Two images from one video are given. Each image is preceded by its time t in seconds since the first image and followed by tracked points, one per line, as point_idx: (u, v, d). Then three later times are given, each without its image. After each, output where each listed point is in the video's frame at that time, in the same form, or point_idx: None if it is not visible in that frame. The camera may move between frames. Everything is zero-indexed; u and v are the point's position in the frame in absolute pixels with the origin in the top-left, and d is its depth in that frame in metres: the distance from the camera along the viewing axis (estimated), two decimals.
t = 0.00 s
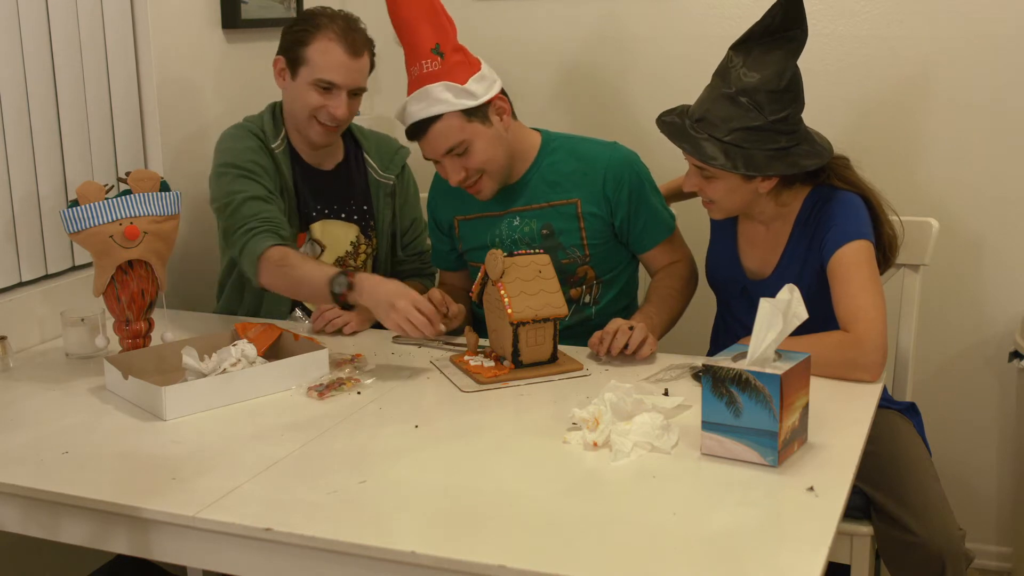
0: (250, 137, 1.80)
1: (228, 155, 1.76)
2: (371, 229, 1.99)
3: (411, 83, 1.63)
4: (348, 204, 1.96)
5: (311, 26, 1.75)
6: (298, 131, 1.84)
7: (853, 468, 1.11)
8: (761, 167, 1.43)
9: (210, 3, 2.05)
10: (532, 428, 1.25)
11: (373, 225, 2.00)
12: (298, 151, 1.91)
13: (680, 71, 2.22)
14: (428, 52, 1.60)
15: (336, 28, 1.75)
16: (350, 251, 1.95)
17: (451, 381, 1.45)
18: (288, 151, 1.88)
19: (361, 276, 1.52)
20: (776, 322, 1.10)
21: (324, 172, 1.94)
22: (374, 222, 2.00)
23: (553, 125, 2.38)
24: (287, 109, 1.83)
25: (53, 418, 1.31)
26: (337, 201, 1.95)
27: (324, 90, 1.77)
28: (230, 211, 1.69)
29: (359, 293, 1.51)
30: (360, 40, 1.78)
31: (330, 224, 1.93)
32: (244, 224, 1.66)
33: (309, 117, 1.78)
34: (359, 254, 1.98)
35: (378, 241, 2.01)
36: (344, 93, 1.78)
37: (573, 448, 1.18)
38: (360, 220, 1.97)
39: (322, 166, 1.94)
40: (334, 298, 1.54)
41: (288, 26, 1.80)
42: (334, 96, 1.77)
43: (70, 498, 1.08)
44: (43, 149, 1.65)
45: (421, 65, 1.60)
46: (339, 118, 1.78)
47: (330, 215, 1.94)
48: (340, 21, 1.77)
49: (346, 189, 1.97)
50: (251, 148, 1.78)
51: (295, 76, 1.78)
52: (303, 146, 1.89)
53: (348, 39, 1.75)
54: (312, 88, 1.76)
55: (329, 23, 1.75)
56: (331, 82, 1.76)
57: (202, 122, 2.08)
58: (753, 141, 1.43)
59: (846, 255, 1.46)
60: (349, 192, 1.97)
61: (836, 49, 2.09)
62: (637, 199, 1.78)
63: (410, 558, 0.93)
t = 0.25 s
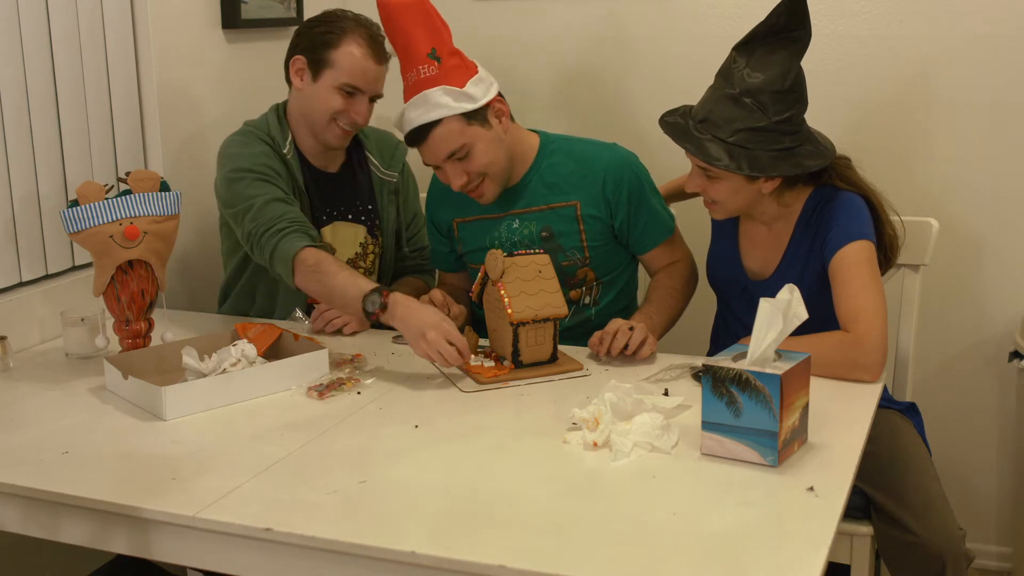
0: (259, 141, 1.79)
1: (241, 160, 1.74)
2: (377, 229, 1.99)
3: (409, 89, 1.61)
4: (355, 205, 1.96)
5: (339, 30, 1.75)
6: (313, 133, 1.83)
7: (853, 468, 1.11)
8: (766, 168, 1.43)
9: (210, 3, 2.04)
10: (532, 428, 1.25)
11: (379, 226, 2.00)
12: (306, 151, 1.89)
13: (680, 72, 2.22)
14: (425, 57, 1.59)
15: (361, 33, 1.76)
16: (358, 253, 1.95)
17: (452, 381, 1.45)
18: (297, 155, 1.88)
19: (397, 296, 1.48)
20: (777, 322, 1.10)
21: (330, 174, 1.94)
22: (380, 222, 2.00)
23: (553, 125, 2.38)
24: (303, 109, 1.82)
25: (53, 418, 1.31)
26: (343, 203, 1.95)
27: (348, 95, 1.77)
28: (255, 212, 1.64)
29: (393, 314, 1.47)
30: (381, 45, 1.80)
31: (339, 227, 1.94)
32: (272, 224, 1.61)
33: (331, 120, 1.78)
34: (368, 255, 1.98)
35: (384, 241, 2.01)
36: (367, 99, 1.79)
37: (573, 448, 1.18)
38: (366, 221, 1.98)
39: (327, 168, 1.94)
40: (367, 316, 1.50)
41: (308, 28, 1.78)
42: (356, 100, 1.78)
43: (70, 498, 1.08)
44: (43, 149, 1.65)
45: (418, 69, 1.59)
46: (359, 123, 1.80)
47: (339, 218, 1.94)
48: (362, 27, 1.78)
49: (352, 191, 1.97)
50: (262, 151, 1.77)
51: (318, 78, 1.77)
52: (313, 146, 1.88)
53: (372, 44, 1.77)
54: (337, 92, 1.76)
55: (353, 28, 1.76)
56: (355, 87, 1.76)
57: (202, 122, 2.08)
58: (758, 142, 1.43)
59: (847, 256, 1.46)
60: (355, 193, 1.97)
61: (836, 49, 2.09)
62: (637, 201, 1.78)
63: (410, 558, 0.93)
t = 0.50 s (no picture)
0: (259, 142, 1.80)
1: (242, 161, 1.74)
2: (378, 230, 1.99)
3: (406, 93, 1.62)
4: (355, 206, 1.96)
5: (346, 32, 1.75)
6: (317, 134, 1.83)
7: (853, 468, 1.11)
8: (766, 169, 1.43)
9: (210, 3, 2.04)
10: (532, 428, 1.25)
11: (380, 227, 2.00)
12: (308, 154, 1.89)
13: (680, 72, 2.22)
14: (422, 62, 1.59)
15: (368, 35, 1.77)
16: (359, 255, 1.95)
17: (451, 381, 1.45)
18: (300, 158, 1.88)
19: (406, 297, 1.48)
20: (777, 322, 1.10)
21: (331, 176, 1.94)
22: (381, 224, 2.00)
23: (553, 125, 2.38)
24: (307, 111, 1.81)
25: (52, 418, 1.31)
26: (344, 205, 1.95)
27: (354, 97, 1.78)
28: (259, 213, 1.64)
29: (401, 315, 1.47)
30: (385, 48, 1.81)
31: (340, 230, 1.94)
32: (277, 224, 1.61)
33: (337, 121, 1.79)
34: (370, 257, 1.98)
35: (385, 242, 2.01)
36: (372, 100, 1.80)
37: (573, 448, 1.18)
38: (367, 222, 1.97)
39: (328, 171, 1.94)
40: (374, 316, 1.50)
41: (314, 29, 1.78)
42: (362, 103, 1.79)
43: (70, 498, 1.08)
44: (43, 149, 1.65)
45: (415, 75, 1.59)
46: (364, 124, 1.81)
47: (339, 220, 1.94)
48: (368, 29, 1.78)
49: (352, 192, 1.97)
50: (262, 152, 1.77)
51: (325, 80, 1.77)
52: (316, 149, 1.88)
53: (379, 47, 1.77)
54: (343, 94, 1.76)
55: (360, 30, 1.77)
56: (362, 89, 1.77)
57: (204, 121, 2.07)
58: (758, 142, 1.43)
59: (847, 255, 1.46)
60: (356, 194, 1.97)
61: (836, 49, 2.09)
62: (636, 202, 1.78)
63: (410, 558, 0.93)
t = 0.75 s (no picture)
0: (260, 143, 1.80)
1: (243, 162, 1.74)
2: (378, 230, 1.99)
3: (406, 96, 1.61)
4: (355, 207, 1.96)
5: (349, 33, 1.75)
6: (318, 136, 1.83)
7: (853, 468, 1.11)
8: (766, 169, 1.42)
9: (210, 3, 2.04)
10: (532, 428, 1.25)
11: (380, 227, 2.00)
12: (308, 155, 1.89)
13: (680, 72, 2.22)
14: (422, 63, 1.59)
15: (372, 37, 1.77)
16: (359, 256, 1.95)
17: (451, 381, 1.45)
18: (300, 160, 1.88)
19: (408, 299, 1.48)
20: (776, 322, 1.10)
21: (331, 176, 1.94)
22: (381, 224, 2.00)
23: (553, 125, 2.38)
24: (309, 112, 1.81)
25: (52, 418, 1.31)
26: (345, 206, 1.95)
27: (357, 99, 1.78)
28: (260, 213, 1.64)
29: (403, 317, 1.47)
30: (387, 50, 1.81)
31: (341, 231, 1.94)
32: (279, 225, 1.61)
33: (339, 123, 1.79)
34: (370, 257, 1.98)
35: (385, 242, 2.01)
36: (374, 102, 1.80)
37: (573, 448, 1.18)
38: (368, 223, 1.97)
39: (328, 171, 1.94)
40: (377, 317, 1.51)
41: (317, 30, 1.78)
42: (365, 104, 1.79)
43: (70, 498, 1.08)
44: (43, 149, 1.65)
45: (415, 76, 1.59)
46: (366, 126, 1.81)
47: (339, 220, 1.94)
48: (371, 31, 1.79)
49: (353, 193, 1.97)
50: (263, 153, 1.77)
51: (327, 81, 1.77)
52: (317, 150, 1.88)
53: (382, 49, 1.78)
54: (346, 95, 1.76)
55: (363, 32, 1.77)
56: (364, 91, 1.77)
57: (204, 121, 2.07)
58: (758, 143, 1.43)
59: (847, 255, 1.46)
60: (357, 194, 1.97)
61: (836, 49, 2.09)
62: (636, 202, 1.78)
63: (410, 558, 0.93)
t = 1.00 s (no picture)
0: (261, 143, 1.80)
1: (244, 162, 1.74)
2: (378, 230, 1.99)
3: (406, 96, 1.61)
4: (355, 207, 1.96)
5: (353, 35, 1.75)
6: (319, 136, 1.83)
7: (853, 468, 1.11)
8: (766, 169, 1.42)
9: (210, 3, 2.04)
10: (532, 428, 1.25)
11: (380, 227, 2.00)
12: (309, 155, 1.89)
13: (680, 72, 2.22)
14: (422, 64, 1.59)
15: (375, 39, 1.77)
16: (359, 256, 1.95)
17: (451, 381, 1.45)
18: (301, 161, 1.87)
19: (411, 300, 1.49)
20: (776, 322, 1.10)
21: (331, 176, 1.94)
22: (381, 224, 2.00)
23: (553, 125, 2.38)
24: (311, 113, 1.81)
25: (52, 418, 1.31)
26: (345, 206, 1.95)
27: (359, 100, 1.78)
28: (261, 213, 1.64)
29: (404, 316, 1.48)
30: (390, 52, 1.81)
31: (342, 230, 1.94)
32: (281, 224, 1.61)
33: (341, 123, 1.79)
34: (370, 257, 1.97)
35: (385, 242, 2.01)
36: (376, 103, 1.80)
37: (573, 448, 1.18)
38: (368, 223, 1.97)
39: (328, 171, 1.93)
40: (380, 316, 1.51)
41: (320, 31, 1.78)
42: (367, 105, 1.79)
43: (70, 498, 1.08)
44: (43, 149, 1.65)
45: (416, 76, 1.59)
46: (368, 127, 1.81)
47: (339, 220, 1.94)
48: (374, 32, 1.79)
49: (353, 193, 1.97)
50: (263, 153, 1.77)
51: (330, 82, 1.77)
52: (318, 151, 1.88)
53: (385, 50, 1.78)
54: (348, 96, 1.76)
55: (366, 33, 1.77)
56: (366, 91, 1.77)
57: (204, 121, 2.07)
58: (758, 143, 1.43)
59: (847, 255, 1.46)
60: (358, 194, 1.97)
61: (836, 49, 2.09)
62: (636, 202, 1.78)
63: (410, 558, 0.93)
